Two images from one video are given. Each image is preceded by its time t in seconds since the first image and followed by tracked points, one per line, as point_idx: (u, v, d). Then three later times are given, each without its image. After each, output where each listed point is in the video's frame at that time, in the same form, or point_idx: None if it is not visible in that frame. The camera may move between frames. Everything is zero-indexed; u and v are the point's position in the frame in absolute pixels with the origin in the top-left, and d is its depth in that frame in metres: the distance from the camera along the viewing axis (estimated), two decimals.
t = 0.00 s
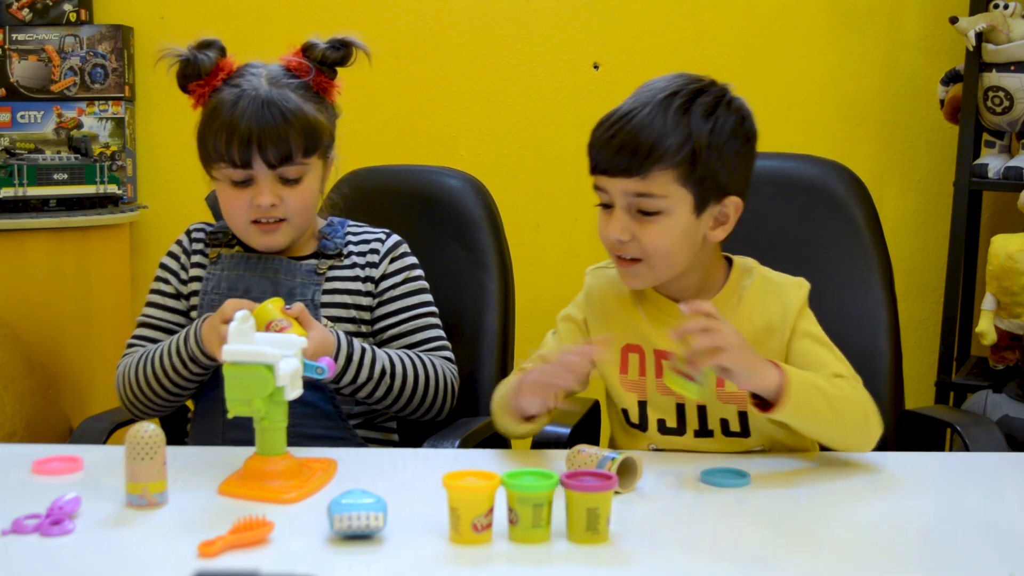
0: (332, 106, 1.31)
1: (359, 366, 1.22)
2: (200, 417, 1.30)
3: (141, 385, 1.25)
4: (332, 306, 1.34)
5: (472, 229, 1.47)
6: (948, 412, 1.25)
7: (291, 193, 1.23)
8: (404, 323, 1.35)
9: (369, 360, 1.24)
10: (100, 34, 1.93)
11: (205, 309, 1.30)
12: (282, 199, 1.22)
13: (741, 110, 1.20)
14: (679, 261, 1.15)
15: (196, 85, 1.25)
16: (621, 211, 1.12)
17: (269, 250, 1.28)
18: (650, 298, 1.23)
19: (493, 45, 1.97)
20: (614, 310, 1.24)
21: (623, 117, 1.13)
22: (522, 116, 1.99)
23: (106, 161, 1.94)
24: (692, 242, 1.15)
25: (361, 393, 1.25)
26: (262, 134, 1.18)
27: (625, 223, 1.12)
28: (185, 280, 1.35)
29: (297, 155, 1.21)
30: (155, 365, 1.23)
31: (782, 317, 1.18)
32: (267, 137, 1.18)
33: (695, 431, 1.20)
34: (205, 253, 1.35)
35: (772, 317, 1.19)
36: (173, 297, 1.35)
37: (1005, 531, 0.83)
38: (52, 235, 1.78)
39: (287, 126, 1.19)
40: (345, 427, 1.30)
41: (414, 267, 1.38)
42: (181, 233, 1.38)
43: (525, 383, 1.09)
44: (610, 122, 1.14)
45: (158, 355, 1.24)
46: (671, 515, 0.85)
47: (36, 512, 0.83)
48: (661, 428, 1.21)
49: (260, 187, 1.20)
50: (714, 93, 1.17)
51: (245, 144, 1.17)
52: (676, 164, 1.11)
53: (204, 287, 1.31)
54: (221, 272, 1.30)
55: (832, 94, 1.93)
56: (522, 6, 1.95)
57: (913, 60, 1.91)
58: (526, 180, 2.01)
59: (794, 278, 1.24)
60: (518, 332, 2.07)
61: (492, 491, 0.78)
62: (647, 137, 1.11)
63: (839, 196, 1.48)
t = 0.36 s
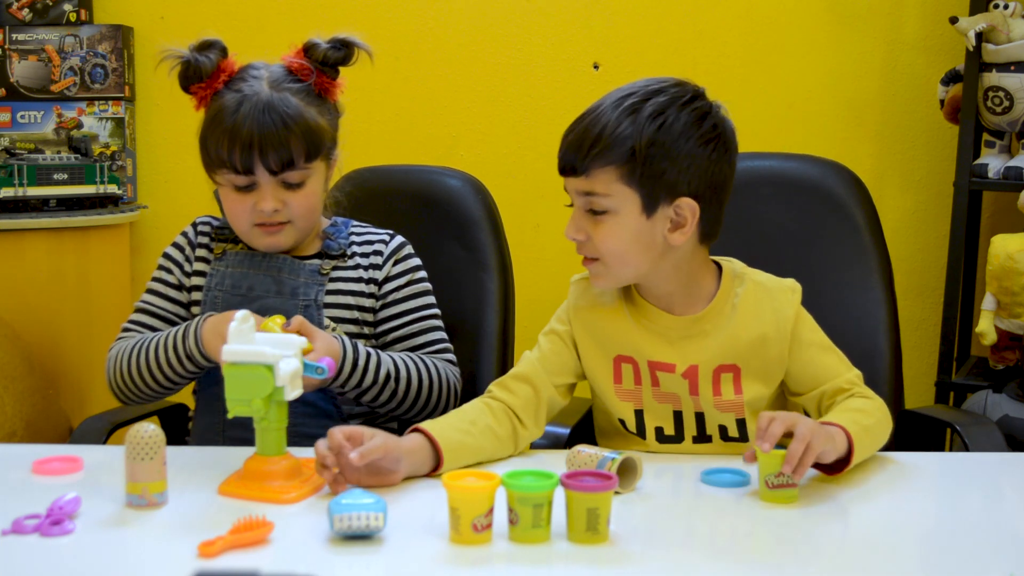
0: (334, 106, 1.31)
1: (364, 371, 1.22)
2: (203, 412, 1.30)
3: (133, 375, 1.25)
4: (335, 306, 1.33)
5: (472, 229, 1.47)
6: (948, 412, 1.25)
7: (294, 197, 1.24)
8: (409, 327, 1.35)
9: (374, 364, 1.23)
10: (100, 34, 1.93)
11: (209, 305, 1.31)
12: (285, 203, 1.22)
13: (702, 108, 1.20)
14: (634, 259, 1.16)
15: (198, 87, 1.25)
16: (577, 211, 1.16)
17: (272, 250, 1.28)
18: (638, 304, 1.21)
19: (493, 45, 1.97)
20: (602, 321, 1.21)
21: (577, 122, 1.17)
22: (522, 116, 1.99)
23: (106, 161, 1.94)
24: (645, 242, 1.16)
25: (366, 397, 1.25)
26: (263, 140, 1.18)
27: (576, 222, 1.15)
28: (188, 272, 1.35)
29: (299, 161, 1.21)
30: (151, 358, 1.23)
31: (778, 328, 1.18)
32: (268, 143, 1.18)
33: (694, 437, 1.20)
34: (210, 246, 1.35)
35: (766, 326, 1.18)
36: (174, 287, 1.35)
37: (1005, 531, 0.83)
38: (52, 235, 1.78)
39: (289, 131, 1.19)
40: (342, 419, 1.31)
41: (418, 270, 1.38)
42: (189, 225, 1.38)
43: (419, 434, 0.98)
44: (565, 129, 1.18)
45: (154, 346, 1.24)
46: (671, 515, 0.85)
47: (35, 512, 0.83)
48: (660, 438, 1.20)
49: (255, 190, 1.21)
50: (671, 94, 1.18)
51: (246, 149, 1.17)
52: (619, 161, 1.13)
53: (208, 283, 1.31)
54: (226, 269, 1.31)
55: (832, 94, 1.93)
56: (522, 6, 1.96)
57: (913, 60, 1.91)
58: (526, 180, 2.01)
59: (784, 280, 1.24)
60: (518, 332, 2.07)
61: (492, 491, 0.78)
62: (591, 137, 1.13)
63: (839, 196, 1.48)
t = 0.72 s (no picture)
0: (337, 109, 1.31)
1: (374, 371, 1.25)
2: (204, 410, 1.30)
3: (144, 372, 1.27)
4: (339, 300, 1.33)
5: (472, 229, 1.47)
6: (948, 412, 1.25)
7: (301, 207, 1.24)
8: (422, 320, 1.36)
9: (384, 363, 1.26)
10: (100, 34, 1.93)
11: (211, 301, 1.31)
12: (291, 215, 1.23)
13: (724, 103, 1.22)
14: (652, 248, 1.18)
15: (199, 93, 1.25)
16: (599, 202, 1.20)
17: (280, 256, 1.29)
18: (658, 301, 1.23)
19: (493, 45, 1.97)
20: (623, 315, 1.23)
21: (602, 117, 1.22)
22: (522, 116, 1.99)
23: (106, 162, 1.94)
24: (661, 233, 1.19)
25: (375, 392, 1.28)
26: (269, 155, 1.18)
27: (597, 212, 1.20)
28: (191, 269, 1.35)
29: (303, 174, 1.21)
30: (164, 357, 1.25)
31: (793, 329, 1.18)
32: (271, 157, 1.18)
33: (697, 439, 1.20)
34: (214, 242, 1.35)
35: (781, 327, 1.19)
36: (178, 284, 1.35)
37: (1006, 531, 0.83)
38: (52, 235, 1.78)
39: (290, 147, 1.19)
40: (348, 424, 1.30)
41: (423, 261, 1.38)
42: (192, 221, 1.38)
43: (441, 430, 1.00)
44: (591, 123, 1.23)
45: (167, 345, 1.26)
46: (672, 515, 0.85)
47: (36, 512, 0.83)
48: (663, 437, 1.20)
49: (257, 202, 1.21)
50: (692, 88, 1.21)
51: (251, 164, 1.18)
52: (637, 151, 1.17)
53: (211, 280, 1.32)
54: (230, 266, 1.32)
55: (832, 94, 1.93)
56: (521, 6, 1.96)
57: (913, 60, 1.91)
58: (526, 180, 2.01)
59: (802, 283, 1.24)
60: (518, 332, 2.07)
61: (492, 491, 0.78)
62: (611, 128, 1.18)
63: (839, 196, 1.48)
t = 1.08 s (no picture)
0: (340, 110, 1.31)
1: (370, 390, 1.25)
2: (205, 413, 1.29)
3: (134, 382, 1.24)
4: (341, 303, 1.33)
5: (472, 229, 1.47)
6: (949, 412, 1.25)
7: (304, 207, 1.24)
8: (423, 326, 1.36)
9: (381, 380, 1.26)
10: (100, 34, 1.93)
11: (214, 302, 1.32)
12: (293, 214, 1.23)
13: (761, 103, 1.25)
14: (684, 240, 1.22)
15: (203, 93, 1.24)
16: (635, 193, 1.24)
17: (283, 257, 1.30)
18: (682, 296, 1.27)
19: (493, 45, 1.97)
20: (648, 310, 1.27)
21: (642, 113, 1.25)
22: (522, 116, 1.99)
23: (106, 161, 1.94)
24: (694, 226, 1.22)
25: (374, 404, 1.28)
26: (272, 153, 1.18)
27: (634, 203, 1.23)
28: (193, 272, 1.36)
29: (307, 173, 1.21)
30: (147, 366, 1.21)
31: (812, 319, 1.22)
32: (275, 157, 1.18)
33: (712, 434, 1.22)
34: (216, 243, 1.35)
35: (802, 321, 1.22)
36: (180, 288, 1.35)
37: (1006, 531, 0.83)
38: (52, 235, 1.78)
39: (294, 147, 1.19)
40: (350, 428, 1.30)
41: (426, 266, 1.39)
42: (193, 227, 1.38)
43: (477, 422, 1.03)
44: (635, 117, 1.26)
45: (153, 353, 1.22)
46: (672, 515, 0.85)
47: (36, 512, 0.83)
48: (677, 428, 1.23)
49: (260, 201, 1.21)
50: (731, 87, 1.24)
51: (256, 164, 1.18)
52: (674, 145, 1.20)
53: (213, 282, 1.32)
54: (231, 268, 1.32)
55: (832, 94, 1.93)
56: (521, 7, 1.96)
57: (913, 60, 1.91)
58: (526, 180, 2.01)
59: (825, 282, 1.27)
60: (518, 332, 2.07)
61: (493, 491, 0.78)
62: (653, 120, 1.21)
63: (840, 195, 1.48)
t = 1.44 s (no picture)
0: (332, 106, 1.31)
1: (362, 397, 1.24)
2: (200, 415, 1.29)
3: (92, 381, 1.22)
4: (331, 305, 1.34)
5: (472, 229, 1.47)
6: (949, 412, 1.25)
7: (292, 203, 1.24)
8: (412, 329, 1.37)
9: (373, 389, 1.25)
10: (100, 34, 1.93)
11: (203, 310, 1.27)
12: (281, 209, 1.23)
13: (776, 106, 1.26)
14: (699, 241, 1.22)
15: (195, 86, 1.24)
16: (649, 194, 1.24)
17: (268, 254, 1.29)
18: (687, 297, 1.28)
19: (493, 45, 1.97)
20: (652, 311, 1.28)
21: (655, 113, 1.25)
22: (522, 116, 1.99)
23: (106, 161, 1.94)
24: (709, 228, 1.23)
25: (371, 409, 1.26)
26: (261, 145, 1.17)
27: (647, 202, 1.23)
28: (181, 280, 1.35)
29: (297, 168, 1.21)
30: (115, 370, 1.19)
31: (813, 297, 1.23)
32: (266, 151, 1.17)
33: (717, 424, 1.21)
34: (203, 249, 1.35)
35: (803, 311, 1.23)
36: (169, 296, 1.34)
37: (1007, 531, 0.83)
38: (52, 235, 1.78)
39: (285, 139, 1.18)
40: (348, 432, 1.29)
41: (417, 268, 1.39)
42: (179, 235, 1.38)
43: (480, 421, 1.04)
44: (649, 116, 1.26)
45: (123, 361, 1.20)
46: (673, 515, 0.85)
47: (36, 512, 0.83)
48: (683, 420, 1.23)
49: (248, 194, 1.21)
50: (747, 90, 1.25)
51: (246, 157, 1.17)
52: (692, 147, 1.20)
53: (202, 289, 1.27)
54: (220, 274, 1.27)
55: (832, 94, 1.93)
56: (521, 7, 1.96)
57: (913, 60, 1.91)
58: (526, 180, 2.01)
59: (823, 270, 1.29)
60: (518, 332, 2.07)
61: (492, 491, 0.78)
62: (672, 121, 1.21)
63: (840, 195, 1.48)
